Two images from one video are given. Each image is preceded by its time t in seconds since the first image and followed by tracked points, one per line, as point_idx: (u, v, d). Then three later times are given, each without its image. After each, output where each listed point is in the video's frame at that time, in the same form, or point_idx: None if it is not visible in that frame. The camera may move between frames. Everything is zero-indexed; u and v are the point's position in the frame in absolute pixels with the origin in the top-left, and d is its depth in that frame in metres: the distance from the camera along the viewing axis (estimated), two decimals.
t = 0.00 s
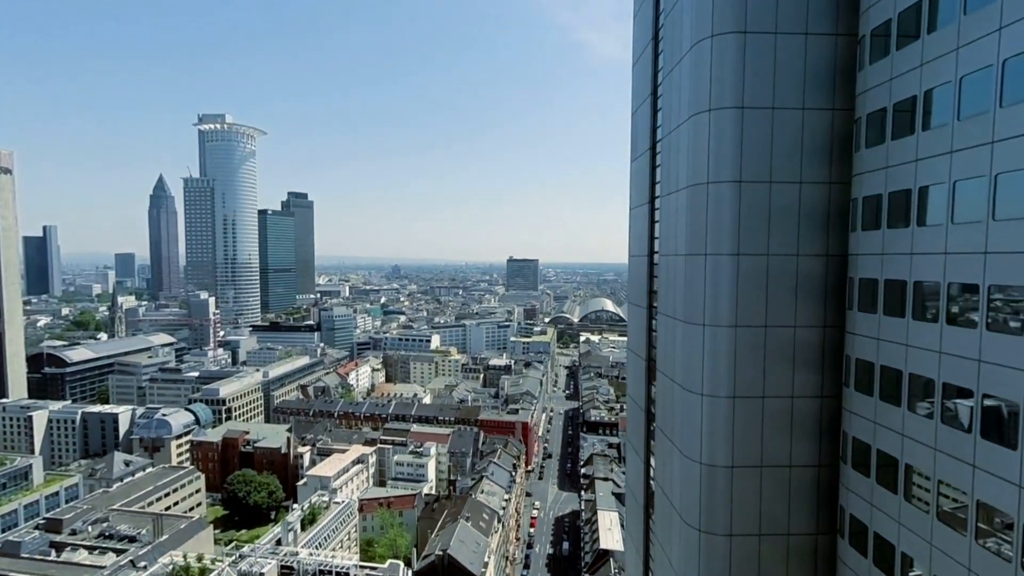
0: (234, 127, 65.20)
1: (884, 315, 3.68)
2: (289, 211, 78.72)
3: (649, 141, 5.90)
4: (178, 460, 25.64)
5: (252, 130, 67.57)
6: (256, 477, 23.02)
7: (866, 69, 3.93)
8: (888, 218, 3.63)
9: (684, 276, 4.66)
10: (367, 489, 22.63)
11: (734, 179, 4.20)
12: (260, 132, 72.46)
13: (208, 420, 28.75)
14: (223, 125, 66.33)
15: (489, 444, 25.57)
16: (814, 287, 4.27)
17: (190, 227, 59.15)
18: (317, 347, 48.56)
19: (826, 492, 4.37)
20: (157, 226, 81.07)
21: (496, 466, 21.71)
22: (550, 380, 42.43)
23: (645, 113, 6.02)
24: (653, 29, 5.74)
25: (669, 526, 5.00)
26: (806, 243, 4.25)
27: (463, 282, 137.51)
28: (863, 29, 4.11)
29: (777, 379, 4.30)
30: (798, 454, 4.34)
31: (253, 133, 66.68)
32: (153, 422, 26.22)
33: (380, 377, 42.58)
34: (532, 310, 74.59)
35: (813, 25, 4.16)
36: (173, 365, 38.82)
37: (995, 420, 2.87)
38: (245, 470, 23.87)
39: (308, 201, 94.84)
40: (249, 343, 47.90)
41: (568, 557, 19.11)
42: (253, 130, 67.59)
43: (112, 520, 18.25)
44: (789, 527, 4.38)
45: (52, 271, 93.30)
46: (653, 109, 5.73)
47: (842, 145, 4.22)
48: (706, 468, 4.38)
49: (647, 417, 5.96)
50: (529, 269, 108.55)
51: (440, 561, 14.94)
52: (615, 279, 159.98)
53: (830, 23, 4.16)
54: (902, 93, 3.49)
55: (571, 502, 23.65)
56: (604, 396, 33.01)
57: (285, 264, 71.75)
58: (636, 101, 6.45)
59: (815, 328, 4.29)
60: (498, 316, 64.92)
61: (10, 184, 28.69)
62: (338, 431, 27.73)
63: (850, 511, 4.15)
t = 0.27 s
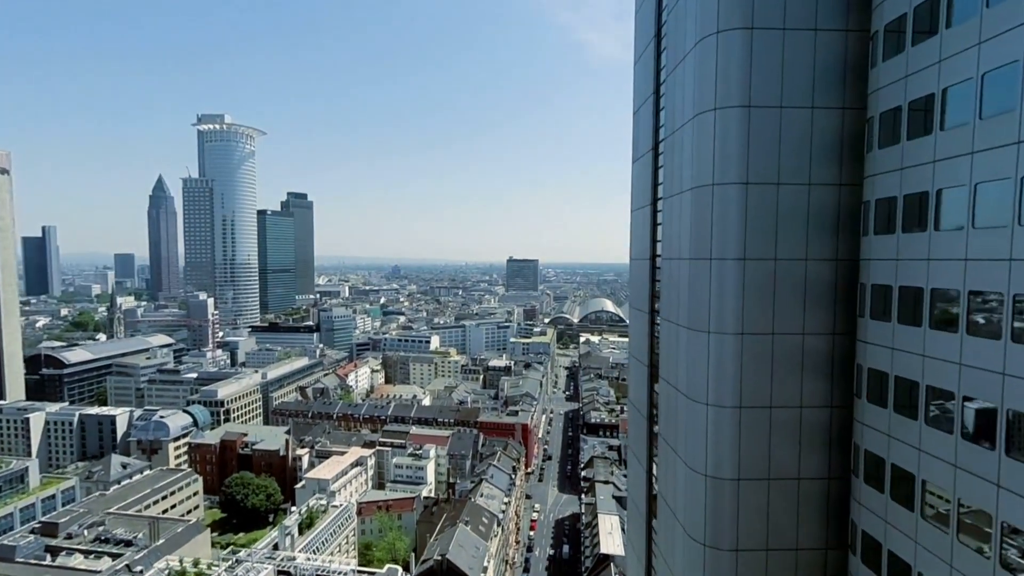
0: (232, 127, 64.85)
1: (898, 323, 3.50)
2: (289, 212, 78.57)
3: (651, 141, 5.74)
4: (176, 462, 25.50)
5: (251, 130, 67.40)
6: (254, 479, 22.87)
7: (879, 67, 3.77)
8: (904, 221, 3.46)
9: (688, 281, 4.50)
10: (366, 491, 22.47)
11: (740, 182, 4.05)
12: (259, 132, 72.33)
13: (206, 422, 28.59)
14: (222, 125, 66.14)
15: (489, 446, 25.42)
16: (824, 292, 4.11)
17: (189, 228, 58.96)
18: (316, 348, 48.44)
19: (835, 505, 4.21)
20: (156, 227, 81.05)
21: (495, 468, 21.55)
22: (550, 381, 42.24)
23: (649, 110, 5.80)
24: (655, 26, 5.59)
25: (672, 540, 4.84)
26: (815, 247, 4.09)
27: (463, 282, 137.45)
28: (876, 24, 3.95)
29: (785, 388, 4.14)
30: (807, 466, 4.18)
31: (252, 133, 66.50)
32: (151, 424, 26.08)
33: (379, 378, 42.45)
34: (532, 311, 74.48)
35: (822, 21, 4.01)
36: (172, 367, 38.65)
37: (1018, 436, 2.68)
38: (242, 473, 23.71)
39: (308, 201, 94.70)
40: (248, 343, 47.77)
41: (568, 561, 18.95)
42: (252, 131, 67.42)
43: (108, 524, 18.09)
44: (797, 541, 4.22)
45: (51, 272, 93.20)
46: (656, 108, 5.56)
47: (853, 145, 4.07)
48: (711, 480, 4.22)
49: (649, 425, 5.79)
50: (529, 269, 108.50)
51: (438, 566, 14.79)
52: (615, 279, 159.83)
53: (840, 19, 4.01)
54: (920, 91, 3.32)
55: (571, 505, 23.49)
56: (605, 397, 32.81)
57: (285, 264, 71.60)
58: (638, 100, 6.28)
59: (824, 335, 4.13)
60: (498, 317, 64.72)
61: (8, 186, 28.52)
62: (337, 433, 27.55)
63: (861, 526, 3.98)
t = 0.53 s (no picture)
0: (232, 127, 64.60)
1: (919, 335, 3.29)
2: (289, 212, 78.52)
3: (654, 141, 5.54)
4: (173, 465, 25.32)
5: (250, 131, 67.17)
6: (252, 482, 22.69)
7: (897, 62, 3.57)
8: (924, 226, 3.26)
9: (693, 288, 4.31)
10: (364, 495, 22.29)
11: (748, 184, 3.85)
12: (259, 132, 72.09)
13: (203, 424, 28.40)
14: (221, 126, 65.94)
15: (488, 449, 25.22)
16: (837, 300, 3.91)
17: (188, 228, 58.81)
18: (315, 348, 48.27)
19: (848, 523, 4.00)
20: (156, 227, 80.98)
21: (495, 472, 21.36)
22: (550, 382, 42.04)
23: (651, 108, 5.61)
24: (658, 22, 5.38)
25: (676, 557, 4.65)
26: (828, 253, 3.89)
27: (463, 282, 137.32)
28: (892, 17, 3.75)
29: (796, 400, 3.94)
30: (819, 482, 3.98)
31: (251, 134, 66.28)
32: (148, 426, 25.91)
33: (378, 380, 42.28)
34: (532, 311, 74.31)
35: (835, 14, 3.81)
36: (170, 368, 38.49)
37: None
38: (240, 475, 23.53)
39: (307, 201, 94.51)
40: (247, 344, 47.63)
41: (568, 565, 18.75)
42: (251, 131, 67.19)
43: (103, 528, 17.91)
44: (809, 562, 4.01)
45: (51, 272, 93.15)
46: (659, 107, 5.36)
47: (867, 144, 3.87)
48: (718, 497, 4.02)
49: (653, 435, 5.59)
50: (530, 270, 108.39)
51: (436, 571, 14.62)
52: (615, 279, 159.73)
53: (854, 13, 3.81)
54: (943, 87, 3.12)
55: (571, 508, 23.28)
56: (605, 399, 32.58)
57: (284, 265, 71.41)
58: (641, 99, 6.09)
59: (837, 345, 3.93)
60: (498, 317, 64.54)
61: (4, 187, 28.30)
62: (335, 435, 27.35)
63: (876, 546, 3.77)
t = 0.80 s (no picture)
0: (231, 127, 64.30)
1: (942, 349, 3.09)
2: (288, 213, 78.33)
3: (657, 141, 5.34)
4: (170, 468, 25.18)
5: (249, 131, 66.93)
6: (249, 486, 22.47)
7: (916, 58, 3.38)
8: (948, 234, 3.05)
9: (698, 296, 4.11)
10: (362, 498, 22.10)
11: (757, 187, 3.66)
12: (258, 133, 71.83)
13: (201, 426, 28.20)
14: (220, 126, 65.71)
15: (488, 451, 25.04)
16: (852, 310, 3.72)
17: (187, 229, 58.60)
18: (314, 350, 48.08)
19: (861, 543, 3.81)
20: (154, 227, 80.79)
21: (494, 475, 21.13)
22: (550, 383, 41.84)
23: (654, 107, 5.41)
24: (662, 17, 5.19)
25: None
26: (842, 260, 3.70)
27: (463, 282, 137.14)
28: (911, 11, 3.56)
29: (809, 415, 3.75)
30: (832, 499, 3.79)
31: (249, 134, 66.04)
32: (145, 429, 25.73)
33: (377, 381, 42.08)
34: (532, 312, 74.12)
35: (850, 9, 3.61)
36: (168, 369, 38.28)
37: None
38: (237, 479, 23.32)
39: (307, 202, 94.31)
40: (245, 346, 47.45)
41: (568, 570, 18.54)
42: (250, 132, 66.95)
43: (98, 533, 17.71)
44: None
45: (51, 273, 93.06)
46: (663, 106, 5.16)
47: (883, 145, 3.67)
48: (726, 516, 3.82)
49: (656, 445, 5.39)
50: (530, 270, 108.23)
51: None
52: (615, 279, 159.67)
53: (870, 6, 3.62)
54: (970, 84, 2.91)
55: (572, 512, 23.07)
56: (605, 401, 32.38)
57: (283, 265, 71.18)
58: (643, 98, 5.89)
59: (851, 357, 3.74)
60: (498, 318, 64.36)
61: None
62: (333, 437, 27.13)
63: (893, 571, 3.57)
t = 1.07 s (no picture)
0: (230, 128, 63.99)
1: (968, 363, 2.88)
2: (287, 213, 78.08)
3: (660, 141, 5.14)
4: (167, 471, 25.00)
5: (247, 131, 66.63)
6: (246, 489, 22.25)
7: (938, 53, 3.18)
8: (973, 240, 2.86)
9: (704, 304, 3.92)
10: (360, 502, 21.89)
11: (769, 190, 3.46)
12: (257, 133, 71.62)
13: (198, 428, 27.98)
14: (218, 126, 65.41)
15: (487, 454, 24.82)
16: (867, 320, 3.52)
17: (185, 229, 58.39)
18: (313, 351, 47.85)
19: (877, 565, 3.61)
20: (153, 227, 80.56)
21: (494, 478, 20.91)
22: (550, 384, 41.64)
23: (657, 105, 5.22)
24: (665, 12, 4.99)
25: None
26: (858, 267, 3.50)
27: (463, 283, 136.94)
28: (931, 4, 3.36)
29: (822, 429, 3.55)
30: (847, 518, 3.59)
31: (248, 134, 65.76)
32: (141, 431, 25.52)
33: (376, 382, 41.88)
34: (532, 312, 73.93)
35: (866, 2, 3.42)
36: (165, 371, 38.05)
37: None
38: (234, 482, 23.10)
39: (306, 202, 94.08)
40: (244, 346, 47.22)
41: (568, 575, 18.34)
42: (248, 131, 66.66)
43: (93, 538, 17.50)
44: None
45: (49, 274, 92.78)
46: (666, 105, 4.96)
47: (901, 144, 3.47)
48: (735, 537, 3.62)
49: (659, 457, 5.18)
50: (529, 270, 108.09)
51: None
52: (615, 279, 159.68)
53: None
54: (999, 79, 2.71)
55: (572, 515, 22.87)
56: (606, 403, 32.19)
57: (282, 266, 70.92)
58: (645, 97, 5.70)
59: (867, 369, 3.54)
60: (497, 318, 64.12)
61: None
62: (331, 440, 26.92)
63: None
